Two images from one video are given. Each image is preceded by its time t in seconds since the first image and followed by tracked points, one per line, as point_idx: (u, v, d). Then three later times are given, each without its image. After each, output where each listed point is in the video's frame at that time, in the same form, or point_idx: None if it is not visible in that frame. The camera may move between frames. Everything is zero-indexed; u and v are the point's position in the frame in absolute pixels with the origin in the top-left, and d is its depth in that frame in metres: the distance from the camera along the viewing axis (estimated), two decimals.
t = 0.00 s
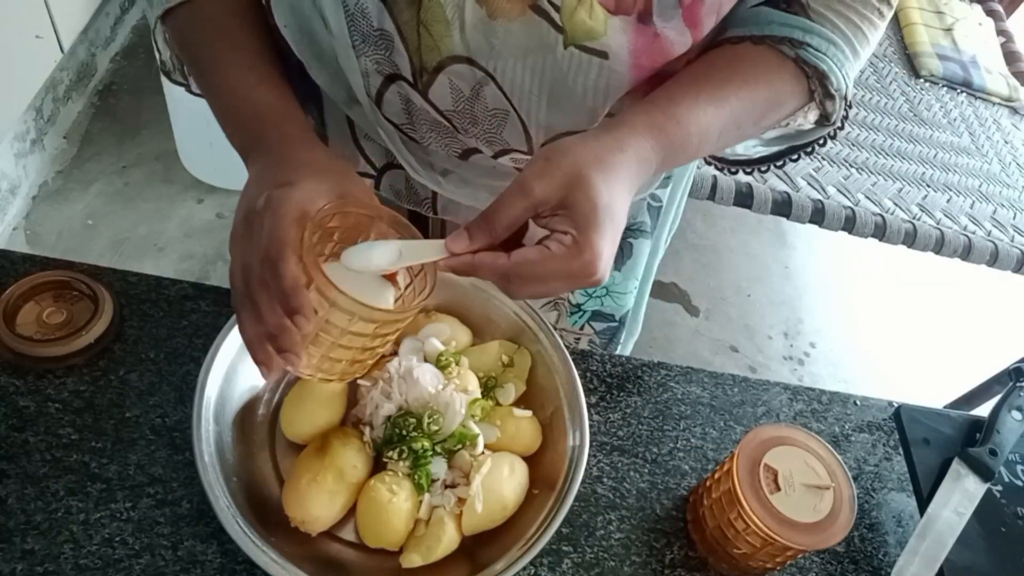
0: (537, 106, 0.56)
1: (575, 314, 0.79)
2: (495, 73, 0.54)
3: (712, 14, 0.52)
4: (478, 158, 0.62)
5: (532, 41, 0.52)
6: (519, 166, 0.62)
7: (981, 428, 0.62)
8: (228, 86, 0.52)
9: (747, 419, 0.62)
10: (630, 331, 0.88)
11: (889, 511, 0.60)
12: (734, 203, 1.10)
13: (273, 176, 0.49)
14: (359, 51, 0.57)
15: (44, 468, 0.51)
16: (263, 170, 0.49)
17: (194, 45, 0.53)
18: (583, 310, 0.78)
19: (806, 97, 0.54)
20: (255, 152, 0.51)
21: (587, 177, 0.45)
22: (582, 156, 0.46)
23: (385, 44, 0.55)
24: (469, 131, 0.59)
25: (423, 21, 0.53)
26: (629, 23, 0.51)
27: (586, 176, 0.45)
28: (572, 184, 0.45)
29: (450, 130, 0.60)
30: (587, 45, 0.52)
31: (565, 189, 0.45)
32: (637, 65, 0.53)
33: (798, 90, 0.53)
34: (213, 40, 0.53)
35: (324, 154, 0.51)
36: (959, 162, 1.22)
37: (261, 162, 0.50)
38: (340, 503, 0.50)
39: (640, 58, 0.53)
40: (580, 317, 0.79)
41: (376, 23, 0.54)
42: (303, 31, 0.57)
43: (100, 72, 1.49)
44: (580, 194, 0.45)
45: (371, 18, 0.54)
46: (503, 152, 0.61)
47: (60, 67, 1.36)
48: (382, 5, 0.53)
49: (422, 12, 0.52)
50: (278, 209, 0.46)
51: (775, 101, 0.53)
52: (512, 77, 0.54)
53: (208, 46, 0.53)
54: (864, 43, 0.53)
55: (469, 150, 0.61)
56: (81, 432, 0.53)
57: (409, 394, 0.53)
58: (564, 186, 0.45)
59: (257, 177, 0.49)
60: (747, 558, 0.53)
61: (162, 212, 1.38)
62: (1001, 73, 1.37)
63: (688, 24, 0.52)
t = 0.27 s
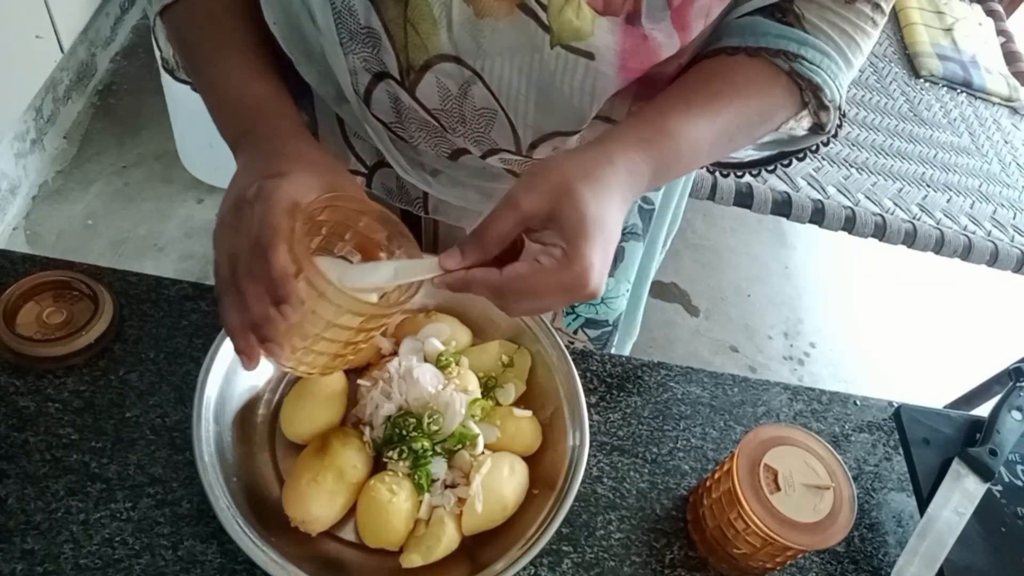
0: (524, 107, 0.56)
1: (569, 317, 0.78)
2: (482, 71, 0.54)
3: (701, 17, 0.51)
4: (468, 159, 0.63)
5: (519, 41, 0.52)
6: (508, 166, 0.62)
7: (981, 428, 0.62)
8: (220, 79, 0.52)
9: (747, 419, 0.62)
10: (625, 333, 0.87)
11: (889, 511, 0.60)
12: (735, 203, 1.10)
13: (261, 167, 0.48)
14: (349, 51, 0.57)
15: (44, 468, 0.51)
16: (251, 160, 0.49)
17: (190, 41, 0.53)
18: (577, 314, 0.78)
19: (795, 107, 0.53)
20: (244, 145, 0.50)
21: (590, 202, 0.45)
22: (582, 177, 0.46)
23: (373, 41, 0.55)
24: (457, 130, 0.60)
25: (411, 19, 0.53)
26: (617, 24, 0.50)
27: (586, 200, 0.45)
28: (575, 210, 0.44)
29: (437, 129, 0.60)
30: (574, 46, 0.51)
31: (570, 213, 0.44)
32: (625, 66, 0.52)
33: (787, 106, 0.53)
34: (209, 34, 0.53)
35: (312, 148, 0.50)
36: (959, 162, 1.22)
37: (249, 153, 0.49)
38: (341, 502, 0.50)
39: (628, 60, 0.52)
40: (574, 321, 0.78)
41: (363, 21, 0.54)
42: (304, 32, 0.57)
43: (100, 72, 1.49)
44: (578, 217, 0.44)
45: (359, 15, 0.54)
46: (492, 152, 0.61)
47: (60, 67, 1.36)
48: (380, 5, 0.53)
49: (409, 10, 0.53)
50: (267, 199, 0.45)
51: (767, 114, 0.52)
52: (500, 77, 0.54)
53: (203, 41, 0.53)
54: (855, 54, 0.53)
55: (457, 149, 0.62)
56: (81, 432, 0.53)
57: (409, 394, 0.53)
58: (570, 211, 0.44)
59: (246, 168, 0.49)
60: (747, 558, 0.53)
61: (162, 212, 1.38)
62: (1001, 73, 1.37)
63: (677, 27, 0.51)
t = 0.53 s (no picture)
0: (526, 109, 0.53)
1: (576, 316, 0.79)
2: (487, 74, 0.52)
3: (703, 23, 0.50)
4: (470, 159, 0.61)
5: (522, 43, 0.50)
6: (509, 166, 0.60)
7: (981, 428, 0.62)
8: (153, 82, 0.52)
9: (747, 419, 0.62)
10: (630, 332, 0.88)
11: (889, 511, 0.60)
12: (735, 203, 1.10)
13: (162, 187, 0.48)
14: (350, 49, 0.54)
15: (44, 468, 0.51)
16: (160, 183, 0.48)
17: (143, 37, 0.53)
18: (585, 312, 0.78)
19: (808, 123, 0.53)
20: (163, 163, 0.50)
21: (639, 284, 0.46)
22: (622, 256, 0.47)
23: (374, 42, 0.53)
24: (460, 132, 0.57)
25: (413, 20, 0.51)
26: (620, 28, 0.49)
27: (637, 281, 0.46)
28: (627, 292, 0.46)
29: (439, 130, 0.58)
30: (574, 49, 0.49)
31: (619, 296, 0.46)
32: (627, 70, 0.51)
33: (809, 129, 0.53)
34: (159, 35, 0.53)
35: (212, 170, 0.49)
36: (959, 162, 1.22)
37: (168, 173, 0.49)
38: (341, 502, 0.50)
39: (629, 65, 0.51)
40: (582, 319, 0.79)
41: (367, 21, 0.52)
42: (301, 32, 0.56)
43: (100, 72, 1.49)
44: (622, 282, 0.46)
45: (362, 14, 0.52)
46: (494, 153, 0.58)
47: (60, 67, 1.36)
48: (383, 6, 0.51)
49: (413, 10, 0.50)
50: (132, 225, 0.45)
51: (793, 143, 0.53)
52: (503, 80, 0.52)
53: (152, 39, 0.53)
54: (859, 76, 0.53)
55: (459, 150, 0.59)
56: (81, 432, 0.53)
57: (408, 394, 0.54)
58: (620, 294, 0.46)
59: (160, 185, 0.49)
60: (747, 558, 0.53)
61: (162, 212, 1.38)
62: (1001, 73, 1.37)
63: (678, 32, 0.50)
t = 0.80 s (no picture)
0: (547, 112, 0.54)
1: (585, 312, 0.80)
2: (509, 77, 0.52)
3: (722, 21, 0.50)
4: (488, 159, 0.61)
5: (542, 42, 0.49)
6: (526, 166, 0.60)
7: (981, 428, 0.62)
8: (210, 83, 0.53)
9: (747, 419, 0.62)
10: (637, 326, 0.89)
11: (889, 511, 0.60)
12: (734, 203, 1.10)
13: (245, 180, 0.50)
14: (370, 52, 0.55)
15: (44, 468, 0.51)
16: (250, 173, 0.50)
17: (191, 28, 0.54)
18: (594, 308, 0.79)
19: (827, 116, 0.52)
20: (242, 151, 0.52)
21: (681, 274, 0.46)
22: (649, 263, 0.47)
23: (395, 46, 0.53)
24: (479, 131, 0.57)
25: (433, 23, 0.51)
26: (638, 29, 0.49)
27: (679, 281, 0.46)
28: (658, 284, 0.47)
29: (458, 131, 0.58)
30: (594, 51, 0.49)
31: (652, 295, 0.47)
32: (645, 70, 0.51)
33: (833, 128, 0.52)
34: (208, 25, 0.54)
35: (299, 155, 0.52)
36: (959, 162, 1.22)
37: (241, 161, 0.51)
38: (437, 497, 0.53)
39: (648, 64, 0.50)
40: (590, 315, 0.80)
41: (388, 26, 0.52)
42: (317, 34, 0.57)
43: (100, 72, 1.49)
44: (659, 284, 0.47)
45: (383, 20, 0.52)
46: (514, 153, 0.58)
47: (60, 67, 1.36)
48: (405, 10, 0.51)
49: (434, 14, 0.50)
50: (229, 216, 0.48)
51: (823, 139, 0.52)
52: (524, 82, 0.52)
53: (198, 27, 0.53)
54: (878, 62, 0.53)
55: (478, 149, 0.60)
56: (81, 432, 0.53)
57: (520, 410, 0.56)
58: (655, 292, 0.46)
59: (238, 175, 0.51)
60: (747, 558, 0.53)
61: (161, 212, 1.38)
62: (1001, 73, 1.37)
63: (697, 30, 0.50)
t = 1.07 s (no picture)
0: (553, 114, 0.53)
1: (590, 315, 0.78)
2: (513, 79, 0.52)
3: (725, 20, 0.50)
4: (493, 159, 0.60)
5: (546, 44, 0.50)
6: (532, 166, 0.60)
7: (981, 428, 0.62)
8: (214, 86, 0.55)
9: (747, 419, 0.62)
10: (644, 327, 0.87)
11: (889, 511, 0.60)
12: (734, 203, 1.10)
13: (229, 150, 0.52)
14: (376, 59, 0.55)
15: (44, 468, 0.51)
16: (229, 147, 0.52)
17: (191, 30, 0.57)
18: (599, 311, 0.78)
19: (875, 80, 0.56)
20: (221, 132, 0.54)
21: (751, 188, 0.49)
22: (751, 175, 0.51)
23: (402, 52, 0.54)
24: (485, 134, 0.57)
25: (439, 30, 0.51)
26: (642, 28, 0.49)
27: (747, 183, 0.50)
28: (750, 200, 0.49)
29: (464, 133, 0.58)
30: (599, 53, 0.49)
31: (748, 200, 0.49)
32: (650, 71, 0.51)
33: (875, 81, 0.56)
34: (203, 25, 0.56)
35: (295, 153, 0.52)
36: (959, 162, 1.22)
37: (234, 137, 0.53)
38: (436, 496, 0.53)
39: (652, 65, 0.50)
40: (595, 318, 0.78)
41: (393, 32, 0.53)
42: (322, 39, 0.58)
43: (100, 72, 1.49)
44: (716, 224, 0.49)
45: (388, 28, 0.53)
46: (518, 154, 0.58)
47: (60, 67, 1.36)
48: (409, 17, 0.52)
49: (438, 19, 0.51)
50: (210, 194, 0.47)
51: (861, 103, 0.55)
52: (529, 82, 0.52)
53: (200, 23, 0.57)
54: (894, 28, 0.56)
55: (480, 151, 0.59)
56: (81, 432, 0.53)
57: (522, 408, 0.56)
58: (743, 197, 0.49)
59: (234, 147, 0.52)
60: (747, 558, 0.53)
61: (161, 212, 1.38)
62: (1001, 73, 1.37)
63: (700, 29, 0.50)
